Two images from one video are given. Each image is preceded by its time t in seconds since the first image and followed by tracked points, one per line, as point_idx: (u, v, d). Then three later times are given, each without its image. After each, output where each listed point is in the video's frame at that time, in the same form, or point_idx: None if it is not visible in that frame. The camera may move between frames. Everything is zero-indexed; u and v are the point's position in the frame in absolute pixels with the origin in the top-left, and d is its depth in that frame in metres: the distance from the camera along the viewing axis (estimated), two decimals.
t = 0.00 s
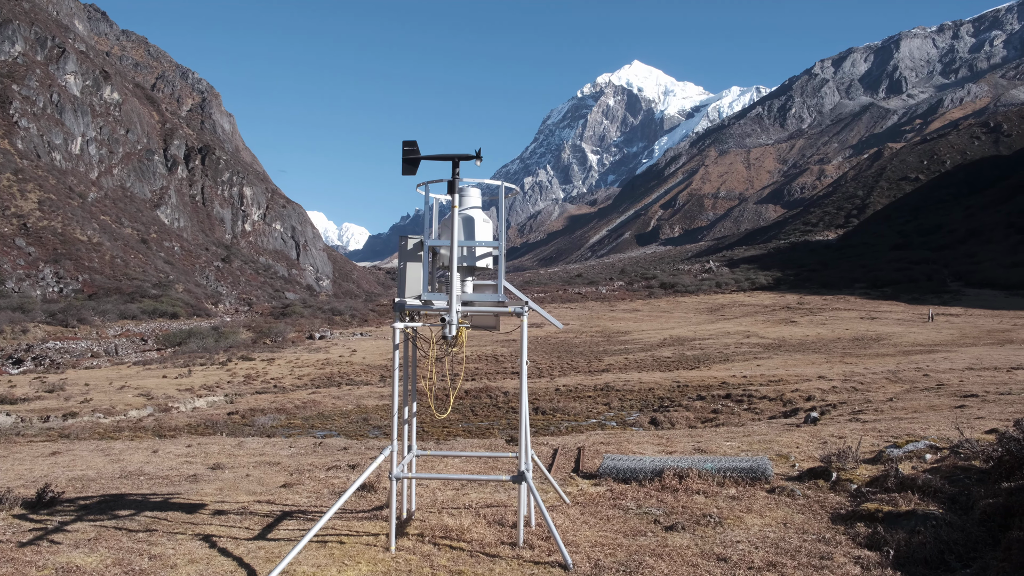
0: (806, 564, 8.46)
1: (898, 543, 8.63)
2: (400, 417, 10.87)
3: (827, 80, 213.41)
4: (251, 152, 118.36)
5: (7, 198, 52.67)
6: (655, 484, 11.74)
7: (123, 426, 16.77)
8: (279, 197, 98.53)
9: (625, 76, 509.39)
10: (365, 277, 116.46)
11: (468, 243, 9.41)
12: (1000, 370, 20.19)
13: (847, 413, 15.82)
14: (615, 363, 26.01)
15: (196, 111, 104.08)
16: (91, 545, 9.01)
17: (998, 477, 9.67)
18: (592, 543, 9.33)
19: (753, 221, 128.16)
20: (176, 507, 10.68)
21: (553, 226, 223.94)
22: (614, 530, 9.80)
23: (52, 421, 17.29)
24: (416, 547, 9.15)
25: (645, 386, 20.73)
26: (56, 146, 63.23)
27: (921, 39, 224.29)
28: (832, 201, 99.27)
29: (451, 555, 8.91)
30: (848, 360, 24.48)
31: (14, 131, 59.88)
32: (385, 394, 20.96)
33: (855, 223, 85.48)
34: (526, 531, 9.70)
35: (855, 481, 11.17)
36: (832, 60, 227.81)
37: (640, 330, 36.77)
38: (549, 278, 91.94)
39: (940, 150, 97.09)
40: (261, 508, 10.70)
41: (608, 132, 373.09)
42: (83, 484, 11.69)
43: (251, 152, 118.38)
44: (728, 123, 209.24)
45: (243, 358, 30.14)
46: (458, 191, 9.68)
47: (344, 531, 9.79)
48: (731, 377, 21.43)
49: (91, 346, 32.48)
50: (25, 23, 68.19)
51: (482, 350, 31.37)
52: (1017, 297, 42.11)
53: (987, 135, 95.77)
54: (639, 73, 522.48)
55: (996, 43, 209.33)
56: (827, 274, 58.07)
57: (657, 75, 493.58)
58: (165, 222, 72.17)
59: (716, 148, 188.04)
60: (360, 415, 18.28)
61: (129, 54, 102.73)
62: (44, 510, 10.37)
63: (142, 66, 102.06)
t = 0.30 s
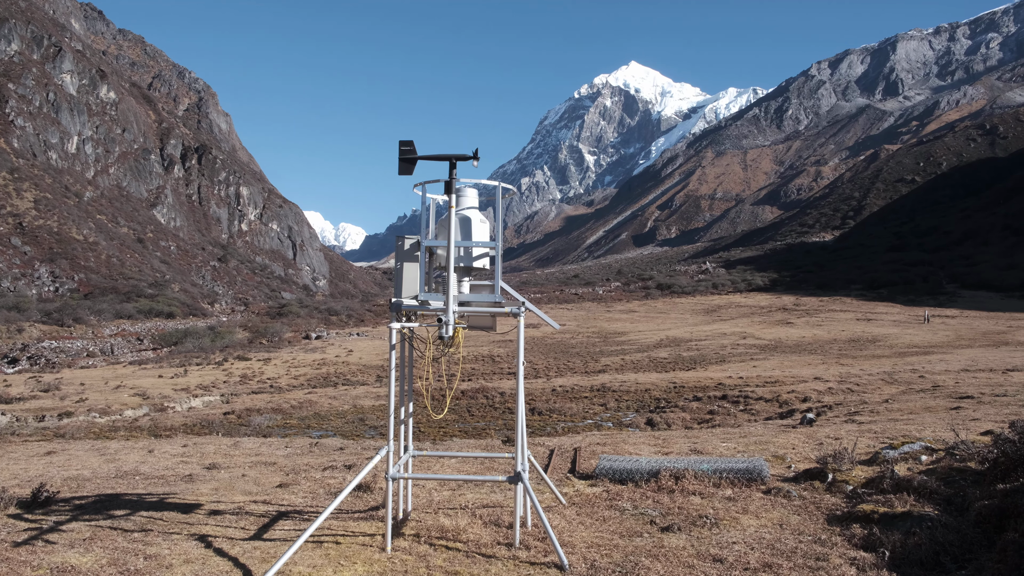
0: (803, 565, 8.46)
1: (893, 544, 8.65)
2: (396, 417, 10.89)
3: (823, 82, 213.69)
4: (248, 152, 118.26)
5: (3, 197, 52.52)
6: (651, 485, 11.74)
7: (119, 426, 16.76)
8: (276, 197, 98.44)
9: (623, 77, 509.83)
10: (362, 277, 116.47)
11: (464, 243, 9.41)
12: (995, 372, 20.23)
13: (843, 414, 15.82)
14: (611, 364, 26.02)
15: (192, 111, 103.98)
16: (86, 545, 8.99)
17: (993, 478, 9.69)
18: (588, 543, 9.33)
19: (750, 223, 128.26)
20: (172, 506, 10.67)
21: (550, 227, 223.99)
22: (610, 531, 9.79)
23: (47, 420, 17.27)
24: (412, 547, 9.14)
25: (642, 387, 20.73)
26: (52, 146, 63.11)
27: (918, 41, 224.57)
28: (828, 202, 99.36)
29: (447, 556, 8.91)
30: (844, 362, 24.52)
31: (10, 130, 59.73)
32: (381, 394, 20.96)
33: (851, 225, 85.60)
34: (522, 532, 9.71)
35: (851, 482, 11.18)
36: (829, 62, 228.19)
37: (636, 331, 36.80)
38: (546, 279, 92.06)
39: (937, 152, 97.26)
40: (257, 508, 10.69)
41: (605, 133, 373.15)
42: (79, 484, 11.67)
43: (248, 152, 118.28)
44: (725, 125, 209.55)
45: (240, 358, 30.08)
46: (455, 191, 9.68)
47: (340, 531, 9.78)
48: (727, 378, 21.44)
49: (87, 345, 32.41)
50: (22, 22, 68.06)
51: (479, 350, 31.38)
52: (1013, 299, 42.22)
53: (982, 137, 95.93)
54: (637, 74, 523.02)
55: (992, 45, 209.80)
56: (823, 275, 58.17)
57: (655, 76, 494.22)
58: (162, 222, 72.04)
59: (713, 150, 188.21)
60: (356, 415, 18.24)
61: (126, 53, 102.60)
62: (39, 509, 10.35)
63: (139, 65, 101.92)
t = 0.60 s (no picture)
0: (800, 566, 8.46)
1: (891, 545, 8.65)
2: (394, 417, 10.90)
3: (820, 82, 213.93)
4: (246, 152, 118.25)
5: None
6: (649, 485, 11.74)
7: (116, 426, 16.74)
8: (273, 197, 98.43)
9: (621, 77, 510.19)
10: (360, 278, 116.39)
11: (462, 244, 9.46)
12: (992, 373, 20.25)
13: (841, 414, 15.81)
14: (608, 365, 26.05)
15: (189, 111, 104.00)
16: (82, 545, 8.99)
17: (990, 479, 9.69)
18: (586, 544, 9.33)
19: (747, 223, 128.35)
20: (168, 507, 10.66)
21: (547, 227, 223.86)
22: (608, 532, 9.80)
23: (44, 420, 17.25)
24: (410, 548, 9.13)
25: (639, 387, 20.72)
26: (49, 146, 63.11)
27: (914, 42, 224.83)
28: (825, 202, 99.47)
29: (444, 556, 8.91)
30: (841, 362, 24.56)
31: (6, 130, 59.65)
32: (379, 395, 20.95)
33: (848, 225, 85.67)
34: (520, 532, 9.69)
35: (848, 482, 11.19)
36: (826, 62, 228.40)
37: (633, 331, 36.82)
38: (544, 280, 92.11)
39: (933, 153, 97.39)
40: (254, 508, 10.68)
41: (603, 134, 373.16)
42: (75, 484, 11.65)
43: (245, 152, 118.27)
44: (723, 125, 209.70)
45: (237, 358, 30.06)
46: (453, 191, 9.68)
47: (338, 531, 9.78)
48: (725, 379, 21.43)
49: (84, 346, 32.39)
50: (19, 22, 68.02)
51: (476, 351, 31.39)
52: (1009, 299, 42.28)
53: (979, 137, 96.00)
54: (635, 74, 523.15)
55: (989, 45, 209.93)
56: (820, 275, 58.23)
57: (653, 77, 494.42)
58: (159, 222, 72.04)
59: (710, 150, 188.31)
60: (353, 416, 18.20)
61: (123, 54, 102.58)
62: (35, 510, 10.34)
63: (136, 65, 101.86)
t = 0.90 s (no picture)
0: (799, 565, 8.45)
1: (890, 544, 8.65)
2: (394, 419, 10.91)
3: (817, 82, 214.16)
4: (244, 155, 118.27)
5: None
6: (648, 485, 11.74)
7: (114, 428, 16.73)
8: (271, 199, 98.41)
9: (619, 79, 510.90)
10: (358, 279, 116.34)
11: (460, 245, 9.47)
12: (990, 371, 20.25)
13: (840, 413, 15.81)
14: (607, 365, 26.04)
15: (188, 112, 104.04)
16: (81, 547, 8.97)
17: (990, 478, 9.68)
18: (585, 545, 9.31)
19: (745, 223, 128.44)
20: (167, 509, 10.65)
21: (546, 228, 223.80)
22: (607, 532, 9.79)
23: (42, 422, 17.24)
24: (409, 549, 9.13)
25: (638, 387, 20.71)
26: (47, 147, 63.15)
27: (911, 41, 224.97)
28: (823, 202, 99.58)
29: (444, 558, 8.89)
30: (840, 361, 24.56)
31: (4, 131, 59.63)
32: (378, 396, 20.93)
33: (846, 224, 85.72)
34: (519, 533, 9.67)
35: (848, 482, 11.18)
36: (823, 62, 228.77)
37: (631, 331, 36.82)
38: (543, 280, 92.13)
39: (931, 152, 97.59)
40: (253, 510, 10.66)
41: (601, 135, 373.49)
42: (74, 486, 11.64)
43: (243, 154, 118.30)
44: (721, 125, 209.91)
45: (235, 360, 30.04)
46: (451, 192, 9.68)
47: (337, 533, 9.76)
48: (723, 378, 21.42)
49: (82, 347, 32.37)
50: (16, 23, 68.03)
51: (475, 351, 31.37)
52: (1008, 296, 42.29)
53: (976, 136, 96.13)
54: (632, 75, 523.84)
55: (985, 44, 210.31)
56: (819, 275, 58.29)
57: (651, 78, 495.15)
58: (157, 224, 72.01)
59: (708, 151, 188.44)
60: (352, 417, 18.18)
61: (121, 56, 102.62)
62: (34, 512, 10.32)
63: (134, 67, 101.91)
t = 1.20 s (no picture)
0: (799, 569, 8.44)
1: (889, 547, 8.65)
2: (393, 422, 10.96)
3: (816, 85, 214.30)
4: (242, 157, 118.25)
5: None
6: (647, 489, 11.74)
7: (113, 431, 16.69)
8: (270, 201, 98.41)
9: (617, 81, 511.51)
10: (357, 282, 116.31)
11: (459, 248, 9.49)
12: (989, 374, 20.26)
13: (838, 416, 15.82)
14: (606, 368, 26.04)
15: (186, 115, 104.08)
16: (79, 551, 8.97)
17: (989, 481, 9.69)
18: (583, 548, 9.30)
19: (744, 225, 128.54)
20: (165, 513, 10.63)
21: (545, 230, 223.74)
22: (606, 536, 9.78)
23: (40, 426, 17.22)
24: (408, 552, 9.11)
25: (637, 391, 20.71)
26: (45, 150, 63.19)
27: (909, 43, 225.34)
28: (821, 204, 99.74)
29: (443, 561, 8.89)
30: (839, 364, 24.58)
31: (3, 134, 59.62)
32: (376, 399, 20.92)
33: (844, 227, 85.80)
34: (517, 537, 9.66)
35: (846, 485, 11.18)
36: (822, 65, 229.17)
37: (630, 334, 36.86)
38: (541, 283, 92.16)
39: (929, 154, 97.82)
40: (252, 514, 10.65)
41: (600, 137, 373.85)
42: (72, 490, 11.62)
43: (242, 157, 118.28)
44: (719, 127, 210.17)
45: (233, 363, 30.00)
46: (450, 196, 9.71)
47: (335, 536, 9.75)
48: (722, 381, 21.41)
49: (80, 350, 32.36)
50: (14, 26, 68.03)
51: (474, 355, 31.37)
52: (1006, 299, 42.35)
53: (974, 138, 96.25)
54: (631, 78, 524.44)
55: (982, 47, 210.80)
56: (817, 277, 58.36)
57: (650, 81, 495.63)
58: (156, 227, 71.99)
59: (706, 153, 188.59)
60: (351, 420, 18.17)
61: (119, 58, 102.62)
62: (32, 515, 10.31)
63: (132, 70, 101.94)
